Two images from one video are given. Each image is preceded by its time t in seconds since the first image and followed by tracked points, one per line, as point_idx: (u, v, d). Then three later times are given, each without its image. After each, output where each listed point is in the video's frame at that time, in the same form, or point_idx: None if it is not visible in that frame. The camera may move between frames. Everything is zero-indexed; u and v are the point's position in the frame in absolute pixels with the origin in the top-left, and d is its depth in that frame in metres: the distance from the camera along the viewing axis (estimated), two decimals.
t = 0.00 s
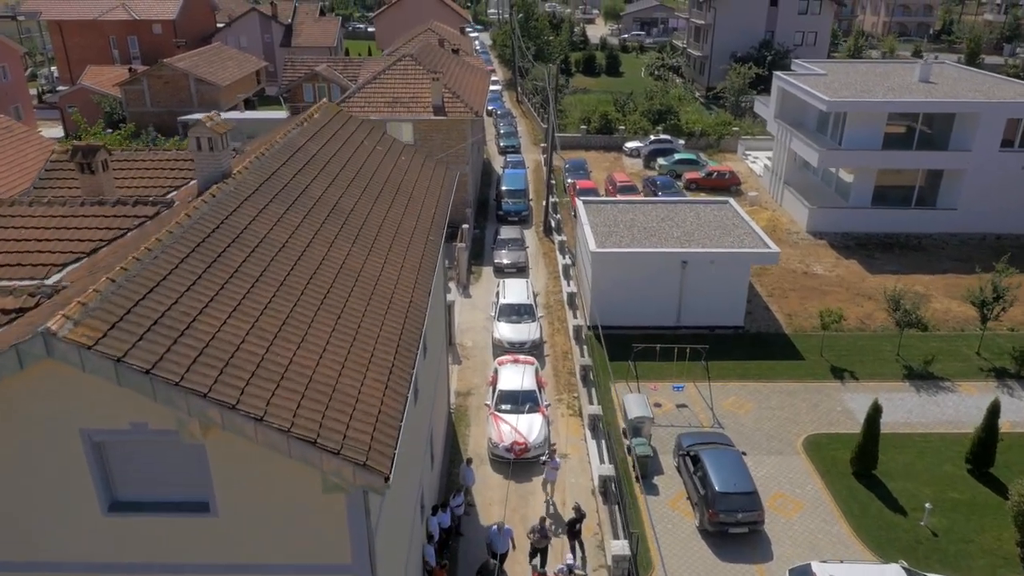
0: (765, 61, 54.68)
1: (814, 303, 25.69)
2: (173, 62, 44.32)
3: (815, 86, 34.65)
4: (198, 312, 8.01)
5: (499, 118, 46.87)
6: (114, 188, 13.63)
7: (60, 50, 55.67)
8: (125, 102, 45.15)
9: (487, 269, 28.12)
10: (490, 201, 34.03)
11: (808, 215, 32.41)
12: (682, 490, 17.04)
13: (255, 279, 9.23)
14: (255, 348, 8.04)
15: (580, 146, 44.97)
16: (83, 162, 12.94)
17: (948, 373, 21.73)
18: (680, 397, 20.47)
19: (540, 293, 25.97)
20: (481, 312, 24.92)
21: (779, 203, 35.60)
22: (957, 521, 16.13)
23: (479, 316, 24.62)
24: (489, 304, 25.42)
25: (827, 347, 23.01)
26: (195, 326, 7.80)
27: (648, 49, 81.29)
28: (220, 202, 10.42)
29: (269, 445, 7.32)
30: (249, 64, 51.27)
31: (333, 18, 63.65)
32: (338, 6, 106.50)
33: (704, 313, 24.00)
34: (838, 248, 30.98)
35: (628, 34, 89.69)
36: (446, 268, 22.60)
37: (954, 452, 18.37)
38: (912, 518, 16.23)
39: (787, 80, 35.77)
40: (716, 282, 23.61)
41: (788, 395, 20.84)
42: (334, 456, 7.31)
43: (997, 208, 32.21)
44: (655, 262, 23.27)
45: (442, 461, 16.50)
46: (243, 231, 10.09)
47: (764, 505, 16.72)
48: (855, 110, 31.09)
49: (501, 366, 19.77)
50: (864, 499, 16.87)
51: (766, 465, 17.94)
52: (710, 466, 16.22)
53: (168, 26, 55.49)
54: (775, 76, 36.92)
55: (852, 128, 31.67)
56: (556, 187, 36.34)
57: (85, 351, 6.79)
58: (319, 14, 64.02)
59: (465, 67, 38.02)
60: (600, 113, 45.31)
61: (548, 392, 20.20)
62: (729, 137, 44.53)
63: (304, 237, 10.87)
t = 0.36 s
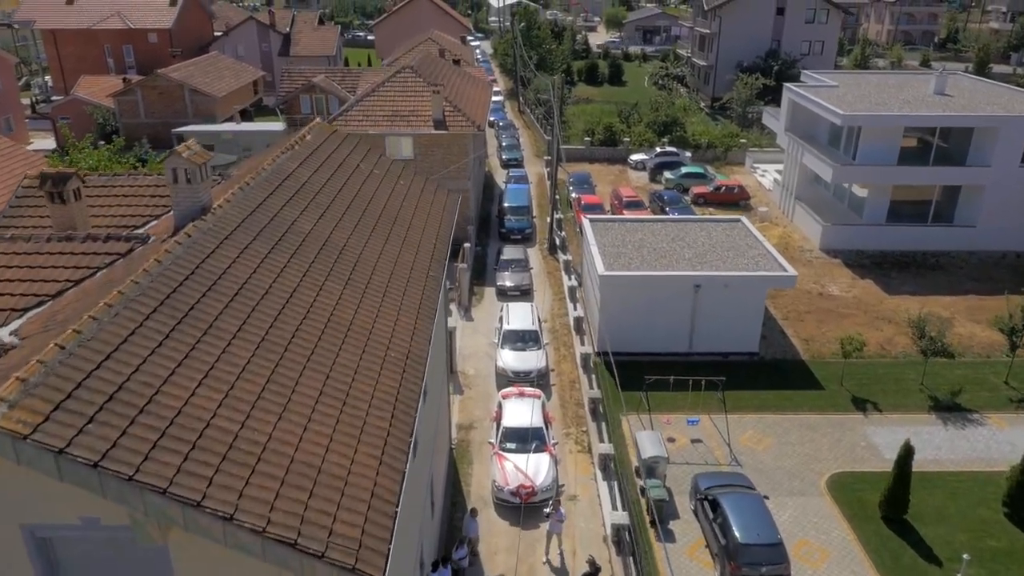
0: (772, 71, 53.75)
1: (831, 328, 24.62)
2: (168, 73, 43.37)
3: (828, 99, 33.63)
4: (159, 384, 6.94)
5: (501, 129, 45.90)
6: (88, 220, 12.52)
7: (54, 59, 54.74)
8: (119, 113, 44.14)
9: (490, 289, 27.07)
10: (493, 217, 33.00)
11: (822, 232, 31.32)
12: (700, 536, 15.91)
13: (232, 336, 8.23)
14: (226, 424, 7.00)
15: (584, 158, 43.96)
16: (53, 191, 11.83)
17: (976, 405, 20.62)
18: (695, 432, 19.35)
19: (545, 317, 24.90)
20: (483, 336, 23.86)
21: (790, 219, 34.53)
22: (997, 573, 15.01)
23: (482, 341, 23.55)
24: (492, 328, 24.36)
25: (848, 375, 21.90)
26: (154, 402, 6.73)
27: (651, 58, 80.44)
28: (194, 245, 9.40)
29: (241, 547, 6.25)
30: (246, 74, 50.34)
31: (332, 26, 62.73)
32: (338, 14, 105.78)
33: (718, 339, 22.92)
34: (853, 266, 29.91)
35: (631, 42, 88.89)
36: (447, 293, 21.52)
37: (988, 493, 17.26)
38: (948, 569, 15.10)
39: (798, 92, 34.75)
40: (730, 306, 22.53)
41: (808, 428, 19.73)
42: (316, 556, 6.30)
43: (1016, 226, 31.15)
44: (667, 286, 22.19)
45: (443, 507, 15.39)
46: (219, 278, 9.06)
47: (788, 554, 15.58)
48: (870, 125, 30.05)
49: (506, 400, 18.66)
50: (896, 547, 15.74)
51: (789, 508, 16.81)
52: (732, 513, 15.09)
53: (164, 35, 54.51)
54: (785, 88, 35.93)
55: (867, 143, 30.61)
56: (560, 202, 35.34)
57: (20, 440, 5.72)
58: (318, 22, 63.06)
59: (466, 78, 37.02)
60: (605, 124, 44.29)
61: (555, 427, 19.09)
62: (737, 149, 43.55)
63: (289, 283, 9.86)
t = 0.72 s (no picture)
0: (778, 81, 52.70)
1: (849, 354, 23.46)
2: (161, 83, 42.33)
3: (840, 110, 32.55)
4: (80, 509, 6.32)
5: (503, 141, 44.86)
6: (52, 254, 11.40)
7: (46, 68, 53.60)
8: (110, 124, 42.98)
9: (491, 311, 25.97)
10: (494, 234, 31.87)
11: (835, 249, 30.19)
12: None
13: (184, 435, 7.66)
14: (157, 559, 6.44)
15: (588, 170, 42.86)
16: (13, 224, 10.74)
17: (1008, 439, 19.42)
18: (710, 469, 18.18)
19: (549, 341, 23.78)
20: (484, 363, 22.74)
21: (801, 235, 33.40)
22: None
23: (483, 369, 22.42)
24: (493, 354, 23.24)
25: (871, 406, 20.72)
26: (69, 535, 6.12)
27: (654, 67, 79.44)
28: (152, 309, 8.72)
29: None
30: (241, 83, 49.30)
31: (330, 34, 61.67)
32: (337, 22, 104.84)
33: (731, 366, 21.77)
34: (869, 285, 28.75)
35: (632, 51, 87.97)
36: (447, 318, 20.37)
37: None
38: None
39: (809, 104, 33.68)
40: (745, 332, 21.39)
41: (831, 465, 18.54)
42: None
43: None
44: (679, 311, 21.08)
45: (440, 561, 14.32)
46: (174, 351, 8.43)
47: None
48: (886, 138, 28.96)
49: (510, 436, 17.52)
50: None
51: (814, 557, 15.62)
52: (755, 568, 13.90)
53: (159, 44, 53.35)
54: (796, 99, 34.86)
55: (882, 157, 29.52)
56: (564, 217, 34.25)
57: None
58: (316, 29, 61.49)
59: (466, 88, 35.96)
60: (609, 136, 43.20)
61: (561, 465, 17.97)
62: (744, 161, 42.47)
63: (255, 353, 9.28)
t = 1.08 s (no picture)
0: (785, 90, 51.57)
1: (871, 382, 22.23)
2: (152, 93, 41.21)
3: (855, 123, 31.37)
4: None
5: (504, 153, 43.73)
6: (4, 300, 10.23)
7: (37, 77, 52.48)
8: (100, 135, 41.78)
9: (494, 335, 24.73)
10: (495, 251, 30.66)
11: (852, 268, 28.94)
12: None
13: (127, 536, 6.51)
14: None
15: (592, 183, 41.69)
16: None
17: None
18: (729, 513, 16.94)
19: (554, 369, 22.56)
20: (486, 393, 21.49)
21: (815, 252, 32.19)
22: None
23: (484, 399, 21.20)
24: (495, 382, 22.03)
25: (898, 441, 19.48)
26: None
27: (657, 75, 78.38)
28: (95, 383, 7.55)
29: None
30: (237, 93, 48.19)
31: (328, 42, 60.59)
32: (336, 29, 103.85)
33: (749, 396, 20.50)
34: (887, 306, 27.52)
35: (634, 59, 86.95)
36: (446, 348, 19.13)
37: None
38: None
39: (822, 116, 32.51)
40: (763, 362, 20.16)
41: (859, 507, 17.29)
42: None
43: None
44: (693, 340, 19.85)
45: None
46: (119, 433, 7.24)
47: None
48: (905, 153, 27.77)
49: (515, 479, 16.29)
50: None
51: None
52: None
53: (152, 52, 52.35)
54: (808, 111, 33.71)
55: (900, 172, 28.32)
56: (568, 233, 33.07)
57: None
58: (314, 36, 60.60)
59: (466, 99, 34.79)
60: (613, 147, 42.06)
61: (570, 509, 16.74)
62: (753, 173, 41.33)
63: (220, 429, 8.07)
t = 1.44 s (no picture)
0: (793, 100, 50.38)
1: (896, 416, 20.91)
2: (143, 104, 39.99)
3: (872, 137, 30.11)
4: None
5: (506, 166, 42.52)
6: None
7: (27, 87, 51.31)
8: (89, 147, 40.52)
9: (495, 363, 23.41)
10: (497, 271, 29.37)
11: (870, 289, 27.60)
12: None
13: None
14: None
15: (596, 197, 40.43)
16: None
17: None
18: (750, 566, 15.59)
19: (559, 402, 21.25)
20: (486, 428, 20.16)
21: (829, 271, 30.89)
22: None
23: (485, 434, 19.87)
24: (497, 415, 20.71)
25: (928, 483, 18.14)
26: None
27: (659, 84, 77.28)
28: (1, 498, 6.17)
29: None
30: (231, 103, 46.99)
31: (326, 51, 59.42)
32: (336, 37, 102.86)
33: (768, 433, 19.16)
34: (908, 330, 26.21)
35: (637, 68, 85.87)
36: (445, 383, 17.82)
37: None
38: None
39: (837, 129, 31.26)
40: (784, 397, 18.81)
41: (892, 559, 15.91)
42: None
43: None
44: (709, 374, 18.50)
45: None
46: (26, 568, 5.83)
47: None
48: (925, 170, 26.48)
49: (519, 533, 14.94)
50: None
51: None
52: None
53: (145, 61, 51.05)
54: (821, 124, 32.47)
55: (920, 190, 27.05)
56: (573, 251, 31.81)
57: None
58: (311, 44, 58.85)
59: (466, 111, 33.56)
60: (618, 160, 40.84)
61: (579, 563, 15.41)
62: (761, 187, 40.13)
63: (168, 539, 6.79)
